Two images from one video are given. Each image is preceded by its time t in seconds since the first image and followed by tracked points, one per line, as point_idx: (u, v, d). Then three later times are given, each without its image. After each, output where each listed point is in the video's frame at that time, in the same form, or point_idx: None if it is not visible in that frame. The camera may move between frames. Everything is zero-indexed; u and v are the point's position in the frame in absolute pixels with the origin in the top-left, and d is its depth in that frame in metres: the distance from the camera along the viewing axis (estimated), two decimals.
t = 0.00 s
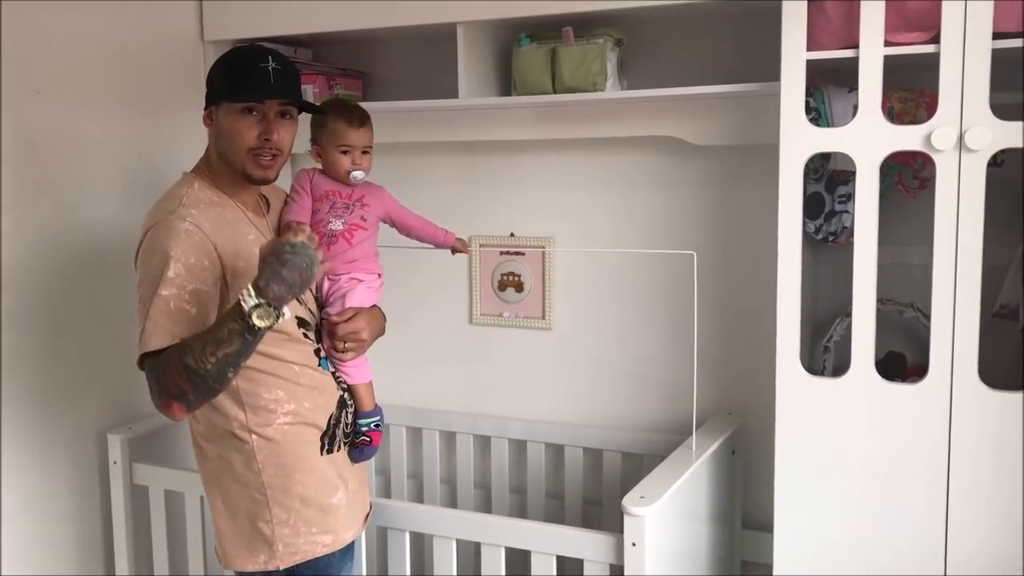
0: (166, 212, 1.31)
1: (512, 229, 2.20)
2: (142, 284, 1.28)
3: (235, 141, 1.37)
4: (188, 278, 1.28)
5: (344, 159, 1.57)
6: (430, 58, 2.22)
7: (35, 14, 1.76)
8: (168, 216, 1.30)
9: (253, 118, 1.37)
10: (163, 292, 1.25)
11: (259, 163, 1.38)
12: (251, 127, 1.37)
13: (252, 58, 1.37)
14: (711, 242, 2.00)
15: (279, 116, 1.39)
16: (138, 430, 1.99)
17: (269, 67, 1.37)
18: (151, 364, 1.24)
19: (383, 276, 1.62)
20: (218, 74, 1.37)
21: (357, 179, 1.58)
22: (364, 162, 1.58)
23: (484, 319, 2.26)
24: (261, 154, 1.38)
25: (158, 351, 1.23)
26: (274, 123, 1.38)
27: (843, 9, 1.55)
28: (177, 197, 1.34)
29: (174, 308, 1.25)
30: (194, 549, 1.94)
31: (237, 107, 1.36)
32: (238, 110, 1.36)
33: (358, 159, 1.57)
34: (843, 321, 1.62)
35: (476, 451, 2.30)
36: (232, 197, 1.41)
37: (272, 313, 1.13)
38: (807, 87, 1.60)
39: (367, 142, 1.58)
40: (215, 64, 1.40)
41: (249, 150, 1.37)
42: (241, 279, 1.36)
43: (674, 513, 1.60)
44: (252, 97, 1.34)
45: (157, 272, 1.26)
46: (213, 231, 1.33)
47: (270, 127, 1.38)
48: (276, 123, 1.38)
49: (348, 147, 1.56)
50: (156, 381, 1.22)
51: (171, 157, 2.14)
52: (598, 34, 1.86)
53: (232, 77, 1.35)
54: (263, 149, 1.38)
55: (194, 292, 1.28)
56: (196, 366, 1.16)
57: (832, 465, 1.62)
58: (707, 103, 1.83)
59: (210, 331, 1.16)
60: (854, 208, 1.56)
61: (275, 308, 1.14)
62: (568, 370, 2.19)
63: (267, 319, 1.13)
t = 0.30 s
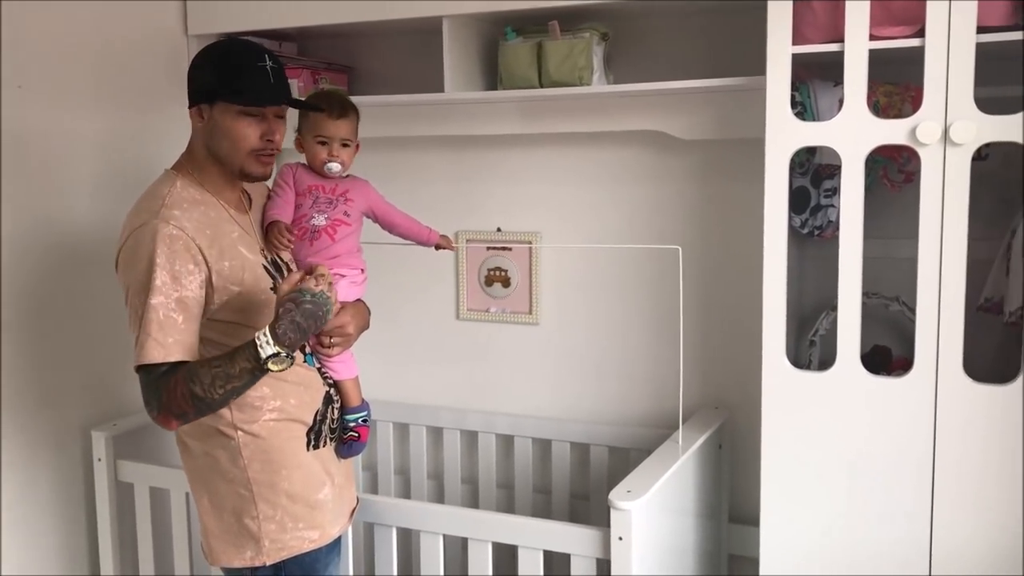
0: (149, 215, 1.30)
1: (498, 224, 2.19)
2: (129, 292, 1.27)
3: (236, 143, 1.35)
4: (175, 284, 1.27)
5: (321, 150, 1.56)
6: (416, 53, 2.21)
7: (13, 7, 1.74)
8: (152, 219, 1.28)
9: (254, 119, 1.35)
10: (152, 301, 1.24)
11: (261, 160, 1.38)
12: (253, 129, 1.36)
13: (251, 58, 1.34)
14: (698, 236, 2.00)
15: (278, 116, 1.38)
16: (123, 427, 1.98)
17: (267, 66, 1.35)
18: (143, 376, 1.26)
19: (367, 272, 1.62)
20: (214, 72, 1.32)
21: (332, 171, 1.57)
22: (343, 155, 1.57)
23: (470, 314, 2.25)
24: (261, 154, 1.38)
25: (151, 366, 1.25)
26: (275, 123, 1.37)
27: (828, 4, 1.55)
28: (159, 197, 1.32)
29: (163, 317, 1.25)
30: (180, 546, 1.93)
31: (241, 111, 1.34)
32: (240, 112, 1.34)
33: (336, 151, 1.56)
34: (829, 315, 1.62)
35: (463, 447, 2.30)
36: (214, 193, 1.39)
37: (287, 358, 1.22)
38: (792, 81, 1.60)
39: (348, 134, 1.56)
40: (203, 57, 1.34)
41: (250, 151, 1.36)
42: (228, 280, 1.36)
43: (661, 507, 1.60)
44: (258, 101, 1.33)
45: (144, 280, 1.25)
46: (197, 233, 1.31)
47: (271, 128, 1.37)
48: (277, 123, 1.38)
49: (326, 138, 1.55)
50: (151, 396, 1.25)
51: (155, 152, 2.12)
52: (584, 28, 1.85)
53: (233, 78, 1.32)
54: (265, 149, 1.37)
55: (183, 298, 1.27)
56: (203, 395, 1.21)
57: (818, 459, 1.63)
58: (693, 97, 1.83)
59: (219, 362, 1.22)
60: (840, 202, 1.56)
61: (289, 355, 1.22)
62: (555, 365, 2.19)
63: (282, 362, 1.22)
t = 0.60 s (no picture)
0: (147, 212, 1.28)
1: (489, 220, 2.19)
2: (129, 290, 1.26)
3: (273, 145, 1.35)
4: (177, 282, 1.26)
5: (311, 148, 1.55)
6: (406, 48, 2.20)
7: None
8: (151, 217, 1.27)
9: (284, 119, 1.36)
10: (154, 300, 1.23)
11: (279, 159, 1.39)
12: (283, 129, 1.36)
13: (277, 59, 1.35)
14: (688, 231, 2.00)
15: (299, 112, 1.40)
16: (112, 423, 1.97)
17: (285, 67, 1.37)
18: (142, 374, 1.24)
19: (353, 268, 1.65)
20: (258, 76, 1.30)
21: (322, 169, 1.57)
22: (331, 153, 1.57)
23: (462, 310, 2.25)
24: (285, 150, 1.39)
25: (153, 365, 1.23)
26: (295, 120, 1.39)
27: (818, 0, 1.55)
28: (156, 194, 1.30)
29: (166, 316, 1.24)
30: (170, 542, 1.93)
31: (282, 114, 1.35)
32: (278, 115, 1.34)
33: (325, 149, 1.56)
34: (819, 310, 1.63)
35: (454, 443, 2.30)
36: (210, 188, 1.37)
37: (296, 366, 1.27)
38: (783, 77, 1.60)
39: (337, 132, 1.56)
40: (236, 58, 1.29)
41: (278, 150, 1.37)
42: (225, 277, 1.35)
43: (652, 503, 1.60)
44: (298, 104, 1.36)
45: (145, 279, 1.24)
46: (196, 230, 1.30)
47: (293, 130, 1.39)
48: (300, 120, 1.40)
49: (315, 135, 1.54)
50: (150, 394, 1.23)
51: (141, 148, 2.11)
52: (574, 23, 1.85)
53: (276, 82, 1.33)
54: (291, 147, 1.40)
55: (185, 296, 1.26)
56: (209, 397, 1.23)
57: (808, 454, 1.63)
58: (683, 93, 1.83)
59: (228, 365, 1.24)
60: (830, 200, 1.56)
61: (299, 363, 1.27)
62: (545, 361, 2.19)
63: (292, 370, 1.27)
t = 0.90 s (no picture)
0: (165, 211, 1.25)
1: (487, 220, 2.19)
2: (159, 290, 1.21)
3: (280, 146, 1.36)
4: (208, 278, 1.23)
5: (300, 149, 1.51)
6: (404, 48, 2.20)
7: None
8: (172, 216, 1.24)
9: (290, 121, 1.36)
10: (193, 296, 1.20)
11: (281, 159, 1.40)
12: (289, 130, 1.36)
13: (282, 60, 1.35)
14: (687, 232, 2.00)
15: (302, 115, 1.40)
16: (110, 422, 1.98)
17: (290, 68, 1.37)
18: (185, 373, 1.19)
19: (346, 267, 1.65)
20: (266, 77, 1.30)
21: (310, 169, 1.54)
22: (319, 153, 1.53)
23: (460, 310, 2.25)
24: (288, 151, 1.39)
25: (196, 363, 1.19)
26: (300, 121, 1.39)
27: None
28: (169, 194, 1.27)
29: (206, 312, 1.21)
30: (168, 542, 1.93)
31: (290, 114, 1.34)
32: (286, 117, 1.34)
33: (313, 150, 1.52)
34: (816, 310, 1.65)
35: (452, 441, 2.30)
36: (216, 188, 1.35)
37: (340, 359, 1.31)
38: (780, 78, 1.60)
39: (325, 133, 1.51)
40: (244, 59, 1.29)
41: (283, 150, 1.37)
42: (239, 276, 1.34)
43: (649, 503, 1.61)
44: (305, 105, 1.36)
45: (179, 276, 1.21)
46: (214, 227, 1.28)
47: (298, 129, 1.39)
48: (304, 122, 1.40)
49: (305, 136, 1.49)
50: (199, 392, 1.19)
51: (137, 149, 2.11)
52: (572, 24, 1.85)
53: (283, 83, 1.32)
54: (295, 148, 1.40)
55: (217, 292, 1.24)
56: (264, 393, 1.22)
57: (807, 454, 1.63)
58: (681, 93, 1.83)
59: (282, 361, 1.24)
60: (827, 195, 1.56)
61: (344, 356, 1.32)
62: (544, 361, 2.19)
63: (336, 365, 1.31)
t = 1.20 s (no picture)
0: (192, 210, 1.25)
1: (492, 225, 2.19)
2: (196, 289, 1.21)
3: (287, 148, 1.36)
4: (245, 273, 1.24)
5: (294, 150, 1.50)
6: (409, 52, 2.21)
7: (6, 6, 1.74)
8: (202, 214, 1.24)
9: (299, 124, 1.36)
10: (234, 291, 1.21)
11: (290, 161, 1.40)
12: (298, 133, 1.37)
13: (292, 63, 1.34)
14: (691, 237, 2.00)
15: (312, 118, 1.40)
16: (114, 425, 1.98)
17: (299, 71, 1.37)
18: (239, 368, 1.21)
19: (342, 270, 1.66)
20: (274, 81, 1.30)
21: (306, 169, 1.53)
22: (314, 154, 1.52)
23: (464, 314, 2.25)
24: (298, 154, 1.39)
25: (248, 356, 1.20)
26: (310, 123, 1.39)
27: (820, 5, 1.55)
28: (192, 194, 1.27)
29: (248, 306, 1.22)
30: (172, 544, 1.93)
31: (297, 115, 1.34)
32: (293, 119, 1.34)
33: (308, 151, 1.51)
34: (821, 316, 1.62)
35: (456, 444, 2.30)
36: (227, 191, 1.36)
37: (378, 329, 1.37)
38: (785, 83, 1.60)
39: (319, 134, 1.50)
40: (254, 63, 1.29)
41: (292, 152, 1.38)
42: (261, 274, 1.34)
43: (653, 508, 1.60)
44: (313, 108, 1.36)
45: (219, 272, 1.21)
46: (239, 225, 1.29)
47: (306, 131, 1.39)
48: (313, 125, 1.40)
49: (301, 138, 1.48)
50: (260, 383, 1.21)
51: (142, 153, 2.11)
52: (577, 29, 1.85)
53: (291, 87, 1.32)
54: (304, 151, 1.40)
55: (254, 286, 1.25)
56: (321, 370, 1.27)
57: (812, 460, 1.63)
58: (685, 98, 1.83)
59: (332, 337, 1.29)
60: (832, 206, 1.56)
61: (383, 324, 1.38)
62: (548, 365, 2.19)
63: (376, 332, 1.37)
